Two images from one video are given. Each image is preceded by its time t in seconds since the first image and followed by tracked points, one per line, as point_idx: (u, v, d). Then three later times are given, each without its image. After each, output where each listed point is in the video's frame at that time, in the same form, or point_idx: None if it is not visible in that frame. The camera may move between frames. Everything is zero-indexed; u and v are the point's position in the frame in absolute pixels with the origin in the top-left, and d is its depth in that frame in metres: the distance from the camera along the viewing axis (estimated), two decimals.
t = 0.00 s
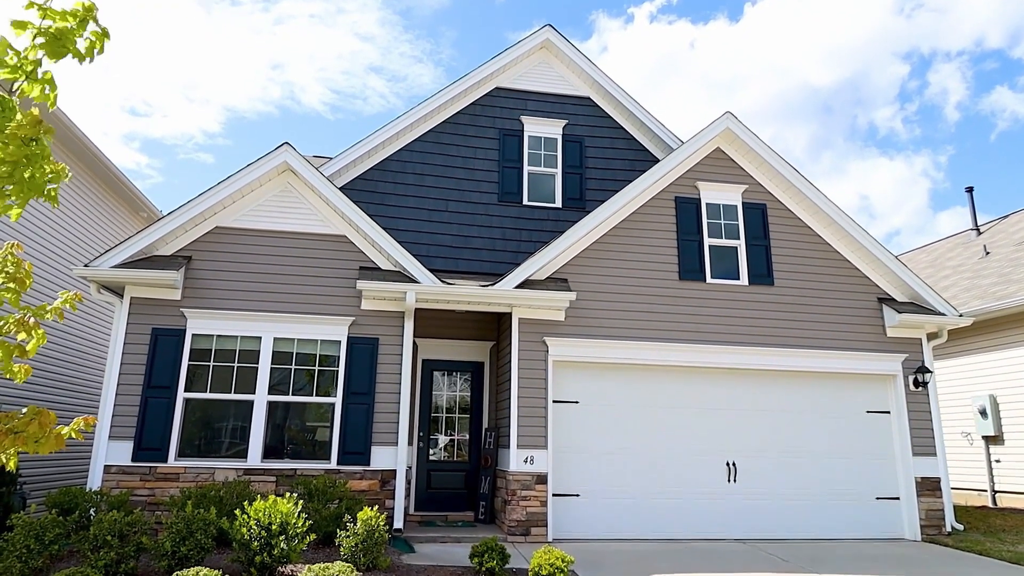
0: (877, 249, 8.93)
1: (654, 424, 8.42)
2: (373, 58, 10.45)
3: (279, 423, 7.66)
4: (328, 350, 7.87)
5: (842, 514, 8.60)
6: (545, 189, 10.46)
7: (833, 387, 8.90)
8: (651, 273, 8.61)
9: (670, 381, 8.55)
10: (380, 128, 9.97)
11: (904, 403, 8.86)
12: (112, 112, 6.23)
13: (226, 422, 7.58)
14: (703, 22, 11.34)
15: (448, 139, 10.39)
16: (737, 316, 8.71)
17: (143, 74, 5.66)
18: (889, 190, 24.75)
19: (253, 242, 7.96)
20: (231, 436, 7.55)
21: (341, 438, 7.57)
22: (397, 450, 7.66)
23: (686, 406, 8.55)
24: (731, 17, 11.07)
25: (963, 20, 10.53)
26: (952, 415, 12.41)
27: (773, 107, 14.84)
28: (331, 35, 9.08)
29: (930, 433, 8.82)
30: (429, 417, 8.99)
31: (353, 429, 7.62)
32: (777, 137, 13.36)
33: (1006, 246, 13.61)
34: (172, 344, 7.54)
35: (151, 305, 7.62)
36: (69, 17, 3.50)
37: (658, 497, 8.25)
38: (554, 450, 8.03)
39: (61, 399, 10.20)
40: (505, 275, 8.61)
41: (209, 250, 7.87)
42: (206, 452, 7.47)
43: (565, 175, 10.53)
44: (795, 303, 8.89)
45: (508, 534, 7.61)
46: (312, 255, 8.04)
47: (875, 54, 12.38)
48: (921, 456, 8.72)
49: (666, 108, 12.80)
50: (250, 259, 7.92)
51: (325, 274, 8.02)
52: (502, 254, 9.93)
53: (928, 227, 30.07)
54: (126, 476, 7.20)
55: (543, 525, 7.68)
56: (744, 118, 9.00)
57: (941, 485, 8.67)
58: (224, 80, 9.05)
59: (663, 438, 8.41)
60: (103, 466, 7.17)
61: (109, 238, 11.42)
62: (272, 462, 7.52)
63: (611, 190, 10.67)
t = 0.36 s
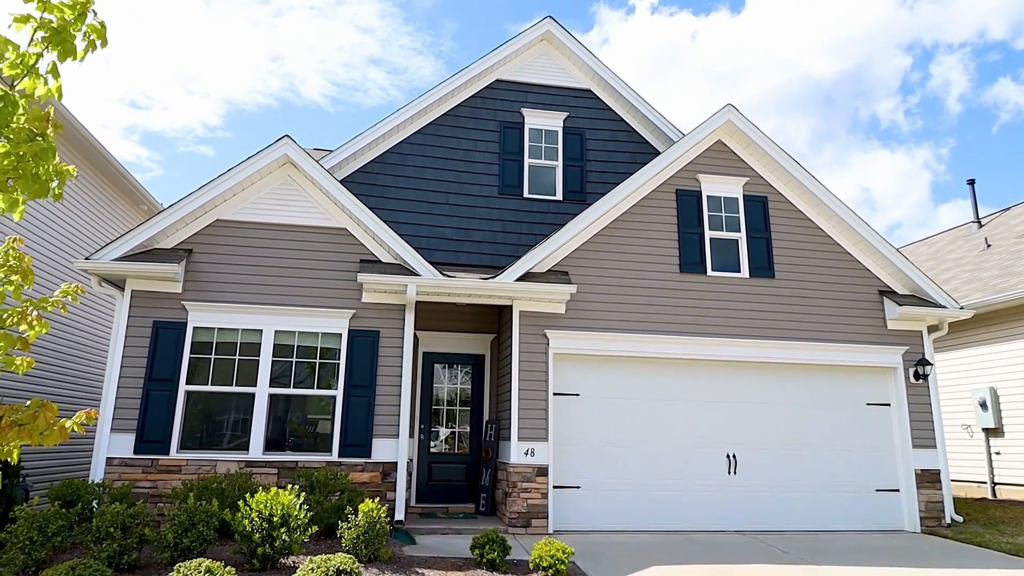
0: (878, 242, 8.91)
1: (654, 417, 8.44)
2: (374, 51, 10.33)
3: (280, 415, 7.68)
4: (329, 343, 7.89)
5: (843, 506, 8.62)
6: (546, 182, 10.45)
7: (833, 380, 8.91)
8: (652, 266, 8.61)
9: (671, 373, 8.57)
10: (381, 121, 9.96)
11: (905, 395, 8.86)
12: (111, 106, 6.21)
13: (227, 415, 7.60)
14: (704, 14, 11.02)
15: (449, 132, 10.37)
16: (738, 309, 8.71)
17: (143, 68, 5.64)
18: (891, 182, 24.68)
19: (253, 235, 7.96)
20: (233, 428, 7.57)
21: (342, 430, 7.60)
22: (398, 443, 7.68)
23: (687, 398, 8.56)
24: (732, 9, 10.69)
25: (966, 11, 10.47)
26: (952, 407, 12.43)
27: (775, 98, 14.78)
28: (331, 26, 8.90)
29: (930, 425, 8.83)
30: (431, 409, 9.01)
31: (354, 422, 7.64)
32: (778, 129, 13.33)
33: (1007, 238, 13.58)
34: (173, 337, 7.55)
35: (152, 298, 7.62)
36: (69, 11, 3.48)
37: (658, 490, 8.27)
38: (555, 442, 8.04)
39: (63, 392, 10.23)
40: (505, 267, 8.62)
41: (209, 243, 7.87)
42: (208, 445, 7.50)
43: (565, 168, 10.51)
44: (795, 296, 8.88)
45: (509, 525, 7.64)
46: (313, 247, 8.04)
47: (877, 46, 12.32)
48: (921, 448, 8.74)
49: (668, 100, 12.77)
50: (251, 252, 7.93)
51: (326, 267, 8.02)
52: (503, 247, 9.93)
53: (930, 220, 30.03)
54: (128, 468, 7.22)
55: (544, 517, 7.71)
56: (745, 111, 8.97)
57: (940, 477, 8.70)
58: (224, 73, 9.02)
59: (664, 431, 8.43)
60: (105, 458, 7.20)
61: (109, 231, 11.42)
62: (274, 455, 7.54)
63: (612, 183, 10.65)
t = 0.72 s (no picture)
0: (879, 234, 8.90)
1: (655, 410, 8.45)
2: (375, 43, 10.21)
3: (281, 408, 7.70)
4: (330, 336, 7.90)
5: (843, 498, 8.64)
6: (546, 174, 10.44)
7: (833, 373, 8.92)
8: (652, 259, 8.61)
9: (670, 366, 8.57)
10: (381, 114, 9.94)
11: (905, 388, 8.87)
12: (111, 99, 6.17)
13: (228, 407, 7.62)
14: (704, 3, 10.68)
15: (449, 124, 10.35)
16: (738, 301, 8.71)
17: (141, 62, 5.62)
18: (892, 175, 24.63)
19: (254, 228, 7.96)
20: (234, 421, 7.60)
21: (343, 423, 7.62)
22: (399, 435, 7.70)
23: (687, 391, 8.57)
24: None
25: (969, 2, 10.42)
26: (952, 399, 12.45)
27: (778, 89, 14.74)
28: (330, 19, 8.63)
29: (930, 417, 8.84)
30: (432, 402, 9.03)
31: (356, 414, 7.66)
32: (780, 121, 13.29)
33: (1009, 231, 13.57)
34: (175, 329, 7.57)
35: (153, 290, 7.63)
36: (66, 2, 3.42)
37: (658, 482, 8.30)
38: (555, 434, 8.07)
39: (65, 385, 10.26)
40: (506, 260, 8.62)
41: (210, 235, 7.87)
42: (209, 437, 7.52)
43: (566, 160, 10.50)
44: (796, 289, 8.88)
45: (510, 517, 7.68)
46: (314, 240, 8.04)
47: (879, 37, 12.27)
48: (921, 440, 8.75)
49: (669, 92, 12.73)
50: (252, 245, 7.93)
51: (327, 260, 8.02)
52: (503, 239, 9.92)
53: (931, 213, 30.00)
54: (130, 461, 7.24)
55: (544, 509, 7.73)
56: (747, 103, 8.93)
57: (940, 469, 8.72)
58: (224, 65, 8.99)
59: (664, 424, 8.44)
60: (107, 450, 7.22)
61: (110, 224, 11.42)
62: (275, 447, 7.57)
63: (613, 175, 10.63)
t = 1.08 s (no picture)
0: (880, 227, 8.89)
1: (655, 403, 8.46)
2: (374, 35, 10.01)
3: (282, 401, 7.71)
4: (331, 329, 7.91)
5: (843, 491, 8.67)
6: (547, 168, 10.42)
7: (834, 366, 8.93)
8: (653, 252, 8.61)
9: (671, 360, 8.58)
10: (381, 108, 9.92)
11: (905, 381, 8.88)
12: (111, 93, 6.16)
13: (230, 401, 7.63)
14: None
15: (450, 117, 10.33)
16: (739, 294, 8.71)
17: (141, 55, 5.61)
18: (895, 167, 24.57)
19: (255, 221, 7.96)
20: (236, 414, 7.61)
21: (345, 416, 7.64)
22: (400, 428, 7.72)
23: (687, 384, 8.58)
24: None
25: None
26: (952, 392, 12.46)
27: (780, 81, 14.69)
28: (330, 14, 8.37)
29: (930, 410, 8.85)
30: (432, 395, 9.05)
31: (357, 407, 7.68)
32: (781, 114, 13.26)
33: (1010, 224, 13.55)
34: (176, 323, 7.58)
35: (154, 284, 7.64)
36: None
37: (659, 475, 8.32)
38: (556, 427, 8.08)
39: (66, 378, 10.27)
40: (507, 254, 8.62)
41: (211, 229, 7.87)
42: (210, 430, 7.54)
43: (567, 154, 10.48)
44: (797, 282, 8.88)
45: (511, 510, 7.70)
46: (314, 233, 8.04)
47: (882, 29, 12.22)
48: (921, 433, 8.76)
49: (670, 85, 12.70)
50: (253, 239, 7.93)
51: (327, 253, 8.02)
52: (504, 233, 9.92)
53: (933, 206, 29.95)
54: (132, 454, 7.27)
55: (545, 502, 7.76)
56: (748, 95, 8.93)
57: (940, 462, 8.74)
58: (224, 58, 8.95)
59: (664, 417, 8.45)
60: (109, 444, 7.24)
61: (110, 217, 11.42)
62: (277, 440, 7.59)
63: (614, 169, 10.62)
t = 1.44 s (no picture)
0: (881, 220, 8.88)
1: (656, 396, 8.47)
2: (374, 28, 9.89)
3: (284, 394, 7.72)
4: (332, 323, 7.91)
5: (843, 483, 8.68)
6: (548, 161, 10.41)
7: (835, 358, 8.93)
8: (654, 245, 8.60)
9: (671, 353, 8.58)
10: (381, 101, 9.90)
11: (906, 374, 8.88)
12: (111, 86, 6.15)
13: (231, 394, 7.64)
14: None
15: (451, 110, 10.31)
16: (739, 287, 8.71)
17: (140, 48, 5.59)
18: (897, 160, 24.52)
19: (256, 215, 7.96)
20: (237, 407, 7.63)
21: (346, 409, 7.65)
22: (401, 421, 7.75)
23: (688, 377, 8.59)
24: None
25: None
26: (953, 385, 12.47)
27: (782, 74, 14.62)
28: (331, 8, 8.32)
29: (930, 403, 8.86)
30: (434, 388, 9.06)
31: (358, 400, 7.69)
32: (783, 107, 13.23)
33: (1011, 217, 13.53)
34: (178, 316, 7.59)
35: (155, 278, 7.64)
36: None
37: (659, 467, 8.33)
38: (556, 420, 8.09)
39: (68, 371, 10.29)
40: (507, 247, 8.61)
41: (211, 222, 7.87)
42: (212, 423, 7.55)
43: (568, 147, 10.46)
44: (797, 275, 8.88)
45: (512, 502, 7.72)
46: (315, 227, 8.04)
47: (884, 21, 12.17)
48: (922, 426, 8.77)
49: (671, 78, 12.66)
50: (253, 232, 7.93)
51: (328, 246, 8.02)
52: (505, 226, 9.91)
53: (935, 200, 29.88)
54: (134, 446, 7.29)
55: (546, 494, 7.78)
56: (750, 88, 8.87)
57: (941, 454, 8.75)
58: (224, 51, 8.93)
59: (665, 410, 8.46)
60: (111, 437, 7.27)
61: (111, 211, 11.42)
62: (278, 433, 7.61)
63: (614, 162, 10.60)
